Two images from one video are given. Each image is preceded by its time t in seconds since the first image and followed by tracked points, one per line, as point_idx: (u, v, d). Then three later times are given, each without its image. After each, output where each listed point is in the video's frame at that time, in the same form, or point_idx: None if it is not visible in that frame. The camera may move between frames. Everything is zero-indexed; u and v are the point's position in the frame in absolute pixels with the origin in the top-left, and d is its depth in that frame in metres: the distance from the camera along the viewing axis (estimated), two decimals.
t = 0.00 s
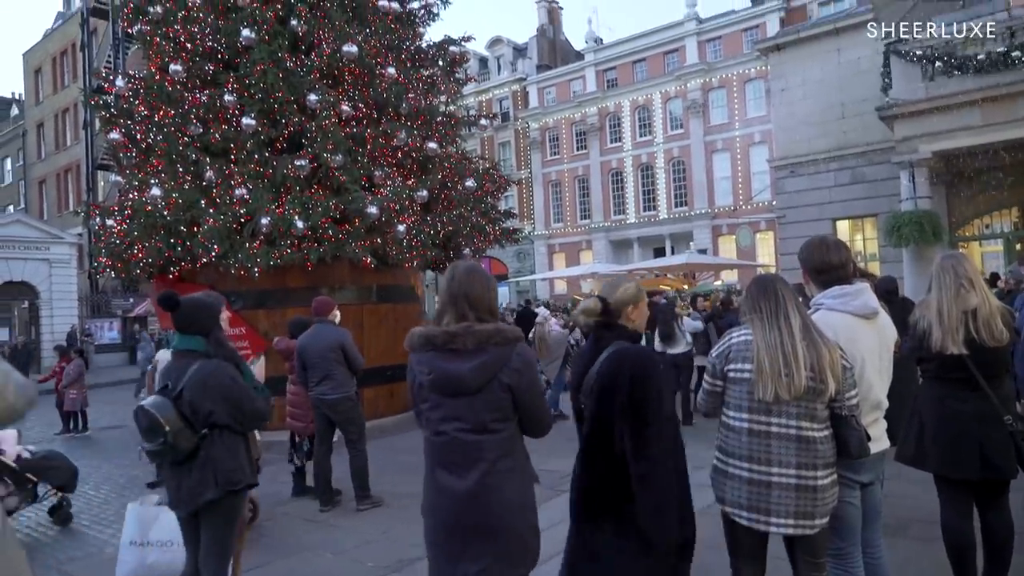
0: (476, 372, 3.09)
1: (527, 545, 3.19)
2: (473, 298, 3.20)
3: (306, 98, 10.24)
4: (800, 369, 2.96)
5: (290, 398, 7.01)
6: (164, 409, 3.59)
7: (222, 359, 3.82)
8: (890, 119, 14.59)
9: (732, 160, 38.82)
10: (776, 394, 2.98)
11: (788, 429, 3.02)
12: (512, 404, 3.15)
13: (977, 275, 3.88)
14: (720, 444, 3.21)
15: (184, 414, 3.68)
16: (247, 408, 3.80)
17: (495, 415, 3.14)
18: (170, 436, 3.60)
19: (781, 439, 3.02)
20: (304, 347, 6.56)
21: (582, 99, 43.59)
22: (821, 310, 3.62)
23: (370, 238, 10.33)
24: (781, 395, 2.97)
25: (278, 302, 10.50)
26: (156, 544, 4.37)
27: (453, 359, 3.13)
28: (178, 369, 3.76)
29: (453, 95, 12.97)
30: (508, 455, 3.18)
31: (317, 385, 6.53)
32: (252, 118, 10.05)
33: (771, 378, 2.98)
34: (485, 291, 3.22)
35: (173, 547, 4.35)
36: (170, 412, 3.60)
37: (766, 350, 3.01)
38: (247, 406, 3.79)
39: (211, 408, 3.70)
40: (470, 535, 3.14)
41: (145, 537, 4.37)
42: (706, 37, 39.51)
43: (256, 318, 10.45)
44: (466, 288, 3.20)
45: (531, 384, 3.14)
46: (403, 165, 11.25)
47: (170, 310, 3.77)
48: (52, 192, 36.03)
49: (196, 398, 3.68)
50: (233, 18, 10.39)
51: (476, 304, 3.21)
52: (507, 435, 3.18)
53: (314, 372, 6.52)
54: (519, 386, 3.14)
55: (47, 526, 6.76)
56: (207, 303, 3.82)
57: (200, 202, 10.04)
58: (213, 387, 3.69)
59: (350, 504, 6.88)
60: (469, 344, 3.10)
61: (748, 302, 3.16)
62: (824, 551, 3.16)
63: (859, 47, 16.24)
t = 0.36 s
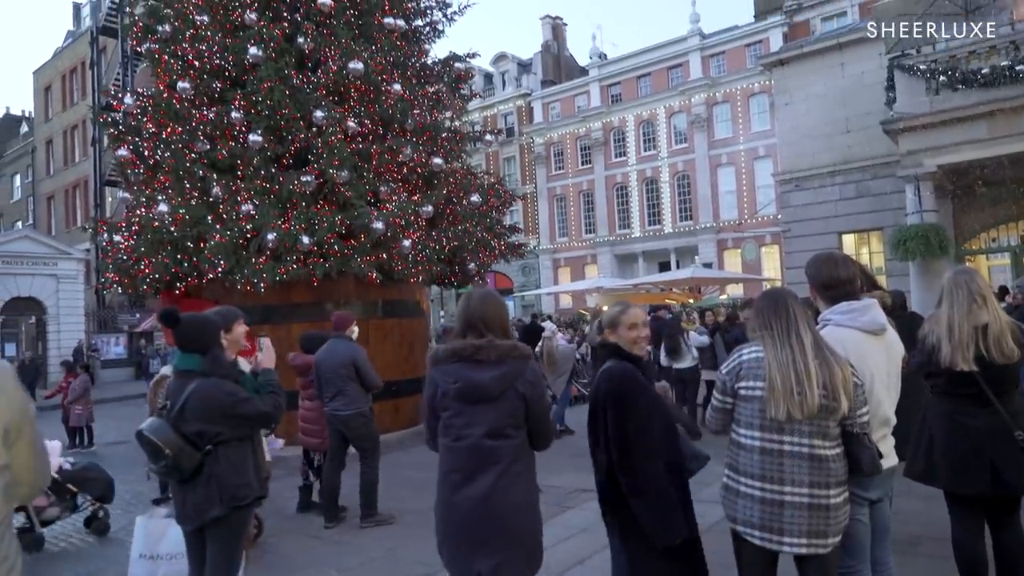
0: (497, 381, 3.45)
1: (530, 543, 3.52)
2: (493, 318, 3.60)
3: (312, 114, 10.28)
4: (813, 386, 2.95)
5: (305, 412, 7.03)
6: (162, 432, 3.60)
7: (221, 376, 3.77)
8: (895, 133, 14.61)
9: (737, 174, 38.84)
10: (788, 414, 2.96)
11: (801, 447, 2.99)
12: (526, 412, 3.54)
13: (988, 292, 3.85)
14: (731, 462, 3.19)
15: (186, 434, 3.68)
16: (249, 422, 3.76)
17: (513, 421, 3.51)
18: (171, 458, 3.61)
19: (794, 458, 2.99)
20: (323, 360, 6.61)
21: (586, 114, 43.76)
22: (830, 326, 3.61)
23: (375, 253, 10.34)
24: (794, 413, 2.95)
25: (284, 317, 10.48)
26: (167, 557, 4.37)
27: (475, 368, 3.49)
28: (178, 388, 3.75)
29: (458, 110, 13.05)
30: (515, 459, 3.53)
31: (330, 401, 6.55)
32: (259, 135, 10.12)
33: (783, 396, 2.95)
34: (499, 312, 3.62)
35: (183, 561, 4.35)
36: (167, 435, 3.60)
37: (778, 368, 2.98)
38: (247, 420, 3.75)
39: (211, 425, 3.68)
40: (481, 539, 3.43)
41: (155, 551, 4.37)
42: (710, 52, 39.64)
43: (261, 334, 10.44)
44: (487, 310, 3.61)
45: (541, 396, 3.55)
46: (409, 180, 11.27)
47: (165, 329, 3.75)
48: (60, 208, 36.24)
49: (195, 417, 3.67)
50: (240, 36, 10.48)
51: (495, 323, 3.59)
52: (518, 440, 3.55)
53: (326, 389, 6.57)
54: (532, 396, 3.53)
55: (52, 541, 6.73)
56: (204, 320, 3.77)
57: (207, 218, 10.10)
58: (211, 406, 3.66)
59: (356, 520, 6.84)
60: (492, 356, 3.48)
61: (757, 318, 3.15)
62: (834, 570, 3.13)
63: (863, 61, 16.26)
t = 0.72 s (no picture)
0: (495, 382, 3.97)
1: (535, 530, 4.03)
2: (496, 328, 4.08)
3: (314, 126, 10.31)
4: (830, 402, 2.93)
5: (313, 424, 7.00)
6: (161, 447, 3.60)
7: (218, 389, 3.76)
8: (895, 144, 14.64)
9: (737, 185, 38.92)
10: (806, 431, 2.93)
11: (816, 462, 2.97)
12: (526, 408, 4.05)
13: (993, 304, 3.84)
14: (742, 477, 3.14)
15: (185, 448, 3.68)
16: (247, 434, 3.75)
17: (515, 416, 4.03)
18: (170, 473, 3.61)
19: (810, 474, 2.97)
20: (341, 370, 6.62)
21: (586, 125, 43.93)
22: (832, 337, 3.60)
23: (376, 264, 10.36)
24: (810, 429, 2.92)
25: (285, 328, 10.47)
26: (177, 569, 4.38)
27: (477, 372, 4.02)
28: (177, 403, 3.76)
29: (459, 122, 13.12)
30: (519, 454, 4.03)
31: (348, 410, 6.53)
32: (261, 147, 10.16)
33: (801, 411, 2.92)
34: (499, 323, 4.10)
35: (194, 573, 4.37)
36: (166, 450, 3.60)
37: (796, 384, 2.94)
38: (245, 431, 3.73)
39: (210, 439, 3.68)
40: (488, 526, 3.92)
41: (166, 564, 4.38)
42: (710, 63, 39.78)
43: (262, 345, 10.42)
44: (490, 320, 4.08)
45: (538, 395, 4.05)
46: (410, 192, 11.30)
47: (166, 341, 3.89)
48: (62, 220, 36.32)
49: (193, 431, 3.67)
50: (242, 49, 10.55)
51: (497, 331, 4.08)
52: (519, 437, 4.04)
53: (348, 396, 6.53)
54: (530, 394, 4.05)
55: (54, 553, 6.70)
56: (201, 334, 3.78)
57: (209, 230, 10.11)
58: (207, 419, 3.65)
59: (357, 533, 6.81)
60: (490, 359, 4.01)
61: (768, 330, 3.11)
62: None
63: (862, 73, 16.32)
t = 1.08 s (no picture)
0: (519, 395, 4.45)
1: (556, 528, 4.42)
2: (518, 346, 4.54)
3: (315, 137, 10.34)
4: (847, 418, 2.91)
5: (318, 435, 6.94)
6: (157, 460, 3.60)
7: (215, 401, 3.75)
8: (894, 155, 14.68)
9: (737, 196, 38.96)
10: (825, 448, 2.90)
11: (834, 478, 2.94)
12: (545, 420, 4.49)
13: (995, 314, 3.84)
14: (758, 495, 3.09)
15: (182, 461, 3.66)
16: (245, 446, 3.73)
17: (535, 426, 4.46)
18: (167, 485, 3.61)
19: (828, 490, 2.94)
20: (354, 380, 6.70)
21: (586, 136, 44.06)
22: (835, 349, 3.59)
23: (376, 275, 10.36)
24: (829, 445, 2.89)
25: (285, 338, 10.46)
26: None
27: (502, 386, 4.50)
28: (174, 415, 3.75)
29: (459, 133, 13.15)
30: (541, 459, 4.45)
31: (364, 420, 6.57)
32: (261, 158, 10.18)
33: (820, 427, 2.88)
34: (523, 341, 4.56)
35: None
36: (163, 463, 3.60)
37: (812, 400, 2.90)
38: (242, 443, 3.71)
39: (208, 451, 3.66)
40: (509, 520, 4.38)
41: None
42: (709, 75, 39.91)
43: (262, 356, 10.42)
44: (512, 338, 4.53)
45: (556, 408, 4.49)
46: (410, 203, 11.33)
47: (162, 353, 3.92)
48: (63, 231, 36.34)
49: (189, 444, 3.64)
50: (243, 60, 10.60)
51: (519, 349, 4.55)
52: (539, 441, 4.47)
53: (365, 406, 6.58)
54: (549, 406, 4.50)
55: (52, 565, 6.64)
56: (198, 345, 3.78)
57: (209, 240, 10.10)
58: (203, 431, 3.63)
59: (358, 545, 6.77)
60: (516, 375, 4.48)
61: (778, 344, 3.08)
62: None
63: (861, 84, 16.39)
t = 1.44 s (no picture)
0: (524, 409, 4.64)
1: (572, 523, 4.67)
2: (526, 362, 4.75)
3: (317, 149, 10.37)
4: (858, 435, 2.90)
5: (336, 446, 7.03)
6: (156, 472, 3.55)
7: (216, 414, 3.73)
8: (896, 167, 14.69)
9: (739, 207, 38.99)
10: (837, 466, 2.88)
11: (846, 496, 2.93)
12: (552, 430, 4.65)
13: (1003, 328, 3.80)
14: (769, 514, 3.05)
15: (180, 474, 3.64)
16: (245, 462, 3.71)
17: (538, 436, 4.65)
18: (165, 498, 3.57)
19: (840, 508, 2.92)
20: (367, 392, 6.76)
21: (588, 148, 44.16)
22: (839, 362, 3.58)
23: (379, 287, 10.36)
24: (841, 463, 2.88)
25: (287, 351, 10.46)
26: None
27: (509, 401, 4.70)
28: (174, 428, 3.73)
29: (462, 145, 13.19)
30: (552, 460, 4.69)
31: (380, 430, 6.58)
32: (264, 170, 10.22)
33: (832, 446, 2.86)
34: (529, 356, 4.76)
35: None
36: (161, 475, 3.55)
37: (823, 418, 2.88)
38: (242, 458, 3.69)
39: (207, 465, 3.64)
40: (527, 521, 4.59)
41: None
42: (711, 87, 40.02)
43: (263, 368, 10.41)
44: (519, 355, 4.74)
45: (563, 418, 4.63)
46: (412, 215, 11.35)
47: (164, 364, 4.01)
48: (66, 242, 36.40)
49: (189, 456, 3.63)
50: (248, 73, 10.68)
51: (526, 365, 4.74)
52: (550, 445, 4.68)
53: (381, 417, 6.62)
54: (556, 418, 4.65)
55: None
56: (200, 358, 3.79)
57: (212, 252, 10.13)
58: (204, 444, 3.62)
59: (360, 558, 6.72)
60: (520, 391, 4.67)
61: (783, 362, 3.07)
62: None
63: (862, 96, 16.42)
